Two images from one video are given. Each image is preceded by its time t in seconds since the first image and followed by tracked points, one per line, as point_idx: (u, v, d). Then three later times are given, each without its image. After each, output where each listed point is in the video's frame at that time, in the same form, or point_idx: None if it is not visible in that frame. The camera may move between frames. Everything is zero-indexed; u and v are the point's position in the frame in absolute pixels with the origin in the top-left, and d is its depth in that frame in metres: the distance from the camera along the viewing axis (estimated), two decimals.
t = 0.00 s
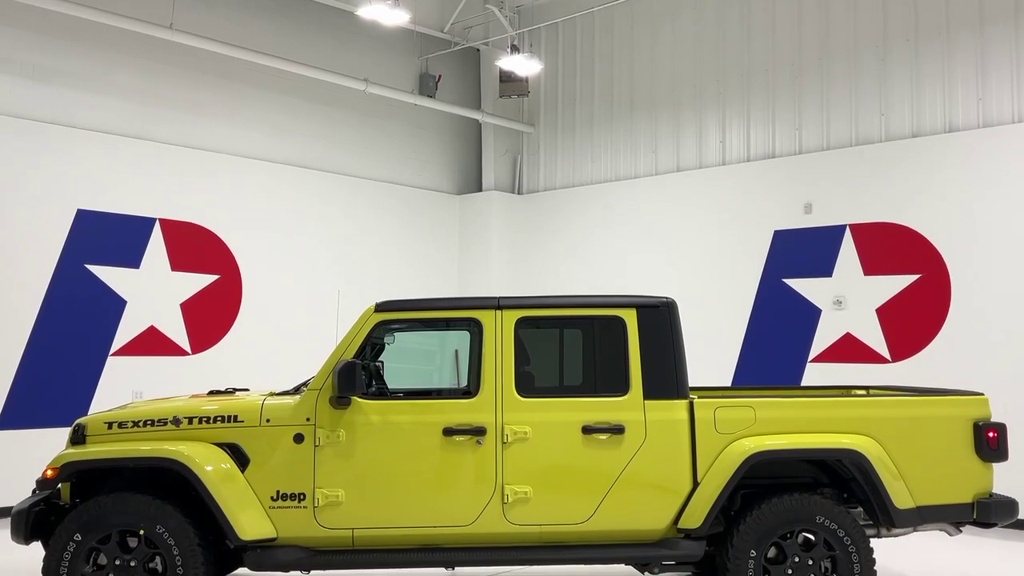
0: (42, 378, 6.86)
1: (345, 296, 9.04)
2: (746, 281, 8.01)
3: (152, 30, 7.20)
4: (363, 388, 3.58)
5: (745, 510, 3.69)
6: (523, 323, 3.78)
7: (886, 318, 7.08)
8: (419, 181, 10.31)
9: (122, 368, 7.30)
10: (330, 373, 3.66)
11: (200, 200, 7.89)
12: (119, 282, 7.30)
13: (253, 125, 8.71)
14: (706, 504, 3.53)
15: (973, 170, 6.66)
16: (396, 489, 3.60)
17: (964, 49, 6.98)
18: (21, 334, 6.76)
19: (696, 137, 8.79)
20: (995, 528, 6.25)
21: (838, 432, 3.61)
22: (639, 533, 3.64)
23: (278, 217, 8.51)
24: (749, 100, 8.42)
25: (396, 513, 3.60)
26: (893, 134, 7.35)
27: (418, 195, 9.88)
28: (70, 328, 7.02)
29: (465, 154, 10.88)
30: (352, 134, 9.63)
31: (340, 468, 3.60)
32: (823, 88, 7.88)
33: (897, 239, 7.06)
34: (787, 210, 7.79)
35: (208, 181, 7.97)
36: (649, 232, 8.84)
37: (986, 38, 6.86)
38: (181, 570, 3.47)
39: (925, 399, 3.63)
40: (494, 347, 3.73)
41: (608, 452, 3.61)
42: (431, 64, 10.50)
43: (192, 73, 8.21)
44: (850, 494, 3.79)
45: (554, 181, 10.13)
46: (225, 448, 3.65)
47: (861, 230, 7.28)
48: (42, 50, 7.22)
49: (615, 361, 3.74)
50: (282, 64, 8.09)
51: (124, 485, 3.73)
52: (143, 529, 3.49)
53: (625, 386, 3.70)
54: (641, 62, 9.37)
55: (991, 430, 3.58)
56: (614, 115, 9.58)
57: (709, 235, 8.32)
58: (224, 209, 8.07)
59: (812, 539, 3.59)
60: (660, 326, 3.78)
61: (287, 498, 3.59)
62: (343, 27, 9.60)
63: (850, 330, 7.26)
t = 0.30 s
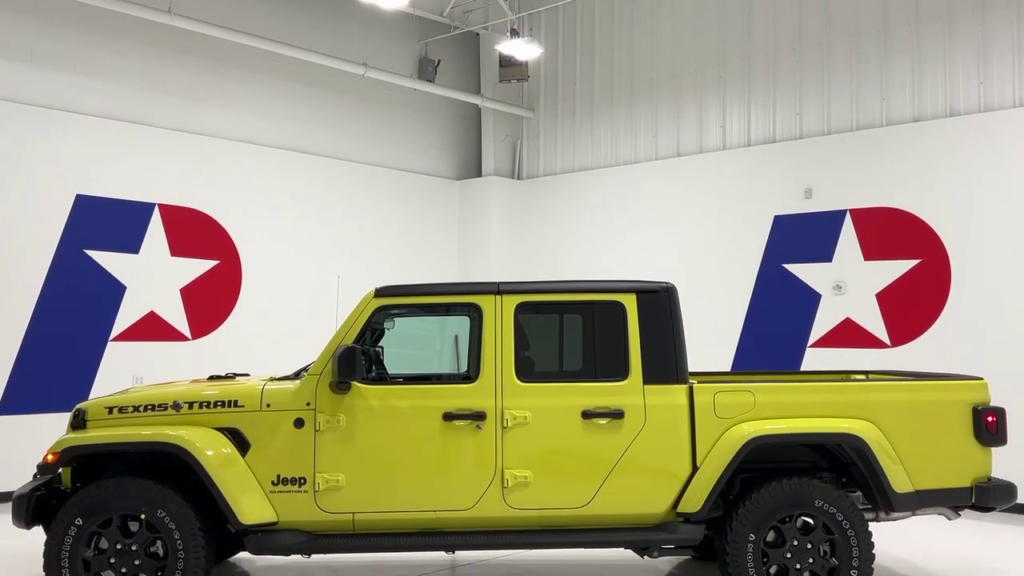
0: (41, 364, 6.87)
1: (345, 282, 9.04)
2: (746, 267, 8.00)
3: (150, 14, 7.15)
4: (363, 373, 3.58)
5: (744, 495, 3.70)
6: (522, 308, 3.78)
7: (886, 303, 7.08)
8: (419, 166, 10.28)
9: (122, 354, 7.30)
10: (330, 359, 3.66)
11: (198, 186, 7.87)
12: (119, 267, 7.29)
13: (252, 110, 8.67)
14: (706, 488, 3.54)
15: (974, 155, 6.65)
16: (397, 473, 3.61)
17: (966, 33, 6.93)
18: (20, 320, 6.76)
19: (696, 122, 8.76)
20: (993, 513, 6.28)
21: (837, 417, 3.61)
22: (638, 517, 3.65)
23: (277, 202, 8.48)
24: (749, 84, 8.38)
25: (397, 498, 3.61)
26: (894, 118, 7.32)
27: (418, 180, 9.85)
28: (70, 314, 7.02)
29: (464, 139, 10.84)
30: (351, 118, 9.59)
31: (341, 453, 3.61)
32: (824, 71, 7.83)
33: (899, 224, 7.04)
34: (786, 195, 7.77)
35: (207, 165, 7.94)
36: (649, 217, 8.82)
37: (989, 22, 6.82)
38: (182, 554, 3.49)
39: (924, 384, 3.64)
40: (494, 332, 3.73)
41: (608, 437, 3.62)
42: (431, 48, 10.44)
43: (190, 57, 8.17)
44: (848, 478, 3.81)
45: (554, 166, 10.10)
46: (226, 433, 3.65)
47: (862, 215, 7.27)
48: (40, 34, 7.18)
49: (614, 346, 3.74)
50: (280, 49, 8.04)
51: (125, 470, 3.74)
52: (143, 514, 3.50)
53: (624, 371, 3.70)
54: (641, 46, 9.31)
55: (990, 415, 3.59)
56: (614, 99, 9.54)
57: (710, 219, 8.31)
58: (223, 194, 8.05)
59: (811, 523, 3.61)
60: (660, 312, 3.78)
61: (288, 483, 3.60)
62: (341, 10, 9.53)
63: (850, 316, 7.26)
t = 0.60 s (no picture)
0: (41, 351, 6.87)
1: (345, 267, 9.03)
2: (747, 252, 8.00)
3: None
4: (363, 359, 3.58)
5: (743, 479, 3.71)
6: (522, 294, 3.78)
7: (886, 289, 7.08)
8: (418, 152, 10.24)
9: (122, 340, 7.30)
10: (330, 344, 3.66)
11: (197, 171, 7.84)
12: (118, 253, 7.28)
13: (251, 95, 8.63)
14: (705, 472, 3.55)
15: (975, 140, 6.63)
16: (397, 458, 3.62)
17: (968, 17, 6.90)
18: (20, 306, 6.76)
19: (697, 107, 8.72)
20: (991, 497, 6.30)
21: (836, 402, 3.62)
22: (638, 502, 3.66)
23: (276, 188, 8.46)
24: (750, 69, 8.34)
25: (397, 483, 3.62)
26: (895, 103, 7.29)
27: (418, 165, 9.82)
28: (70, 300, 7.02)
29: (464, 125, 10.79)
30: (350, 103, 9.54)
31: (341, 438, 3.62)
32: (825, 56, 7.79)
33: (900, 209, 7.02)
34: (787, 180, 7.76)
35: (206, 151, 7.91)
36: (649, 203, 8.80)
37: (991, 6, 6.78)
38: (183, 538, 3.50)
39: (924, 369, 3.64)
40: (494, 317, 3.73)
41: (608, 422, 3.62)
42: (430, 33, 10.37)
43: (188, 42, 8.12)
44: (848, 463, 3.82)
45: (554, 151, 10.06)
46: (227, 418, 3.66)
47: (863, 200, 7.25)
48: (37, 18, 7.14)
49: (614, 332, 3.73)
50: (278, 33, 8.00)
51: (126, 455, 3.75)
52: (145, 498, 3.51)
53: (624, 357, 3.70)
54: (642, 31, 9.26)
55: (990, 400, 3.60)
56: (614, 85, 9.50)
57: (710, 205, 8.29)
58: (222, 179, 8.02)
59: (810, 508, 3.62)
60: (660, 297, 3.77)
61: (288, 468, 3.61)
62: None
63: (850, 301, 7.26)
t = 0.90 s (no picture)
0: (42, 335, 6.87)
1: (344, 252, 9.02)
2: (747, 237, 7.98)
3: None
4: (363, 343, 3.58)
5: (742, 463, 3.72)
6: (522, 279, 3.78)
7: (886, 273, 7.07)
8: (418, 137, 10.19)
9: (122, 325, 7.30)
10: (330, 328, 3.67)
11: (196, 156, 7.82)
12: (118, 238, 7.27)
13: (249, 78, 8.58)
14: (705, 456, 3.56)
15: (976, 124, 6.61)
16: (397, 442, 3.62)
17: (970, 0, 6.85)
18: (20, 291, 6.76)
19: (697, 91, 8.68)
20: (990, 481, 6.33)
21: (836, 386, 3.63)
22: (637, 486, 3.67)
23: (275, 172, 8.44)
24: (750, 54, 8.29)
25: (398, 466, 3.63)
26: (896, 87, 7.25)
27: (417, 150, 9.78)
28: (70, 285, 7.01)
29: (463, 109, 10.73)
30: (349, 87, 9.49)
31: (341, 422, 3.63)
32: (827, 39, 7.74)
33: (901, 194, 7.00)
34: (787, 164, 7.73)
35: (205, 135, 7.88)
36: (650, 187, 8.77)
37: None
38: (184, 521, 3.52)
39: (923, 353, 3.64)
40: (493, 303, 3.72)
41: (608, 406, 3.63)
42: (429, 17, 10.29)
43: (186, 25, 8.06)
44: (847, 447, 3.83)
45: (554, 136, 10.01)
46: (227, 402, 3.66)
47: (863, 185, 7.23)
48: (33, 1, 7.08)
49: (614, 316, 3.73)
50: (277, 16, 7.94)
51: (126, 439, 3.76)
52: (145, 482, 3.52)
53: (624, 341, 3.70)
54: (642, 15, 9.21)
55: (990, 383, 3.61)
56: (614, 69, 9.45)
57: (711, 190, 8.27)
58: (221, 164, 8.00)
59: (808, 491, 3.63)
60: (659, 282, 3.77)
61: (287, 452, 3.62)
62: None
63: (849, 285, 7.26)
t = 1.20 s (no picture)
0: (42, 321, 6.88)
1: (344, 238, 9.01)
2: (747, 223, 7.97)
3: None
4: (363, 329, 3.58)
5: (741, 449, 3.73)
6: (522, 265, 3.77)
7: (886, 260, 7.06)
8: (417, 123, 10.15)
9: (123, 311, 7.29)
10: (330, 314, 3.67)
11: (195, 142, 7.78)
12: (117, 224, 7.26)
13: (248, 64, 8.54)
14: (705, 442, 3.57)
15: (977, 109, 6.59)
16: (397, 427, 3.63)
17: None
18: (19, 277, 6.76)
19: (698, 77, 8.64)
20: (987, 466, 6.35)
21: (835, 371, 3.63)
22: (637, 471, 3.68)
23: (274, 158, 8.41)
24: (751, 39, 8.25)
25: (398, 452, 3.64)
26: (898, 73, 7.22)
27: (416, 136, 9.75)
28: (70, 271, 7.01)
29: (464, 95, 10.68)
30: (349, 73, 9.45)
31: (341, 408, 3.63)
32: (828, 24, 7.69)
33: (901, 180, 6.99)
34: (787, 150, 7.71)
35: (203, 121, 7.85)
36: (650, 173, 8.74)
37: None
38: (185, 507, 3.53)
39: (923, 338, 3.64)
40: (493, 289, 3.72)
41: (608, 391, 3.63)
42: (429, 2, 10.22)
43: (184, 10, 8.01)
44: (846, 433, 3.84)
45: (553, 122, 9.97)
46: (227, 388, 3.67)
47: (864, 170, 7.21)
48: None
49: (614, 302, 3.73)
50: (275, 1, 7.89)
51: (127, 425, 3.76)
52: (146, 468, 3.53)
53: (624, 327, 3.70)
54: None
55: (989, 368, 3.61)
56: (614, 54, 9.40)
57: (711, 176, 8.24)
58: (220, 149, 7.97)
59: (808, 477, 3.64)
60: (659, 267, 3.77)
61: (287, 437, 3.63)
62: None
63: (849, 271, 7.25)
